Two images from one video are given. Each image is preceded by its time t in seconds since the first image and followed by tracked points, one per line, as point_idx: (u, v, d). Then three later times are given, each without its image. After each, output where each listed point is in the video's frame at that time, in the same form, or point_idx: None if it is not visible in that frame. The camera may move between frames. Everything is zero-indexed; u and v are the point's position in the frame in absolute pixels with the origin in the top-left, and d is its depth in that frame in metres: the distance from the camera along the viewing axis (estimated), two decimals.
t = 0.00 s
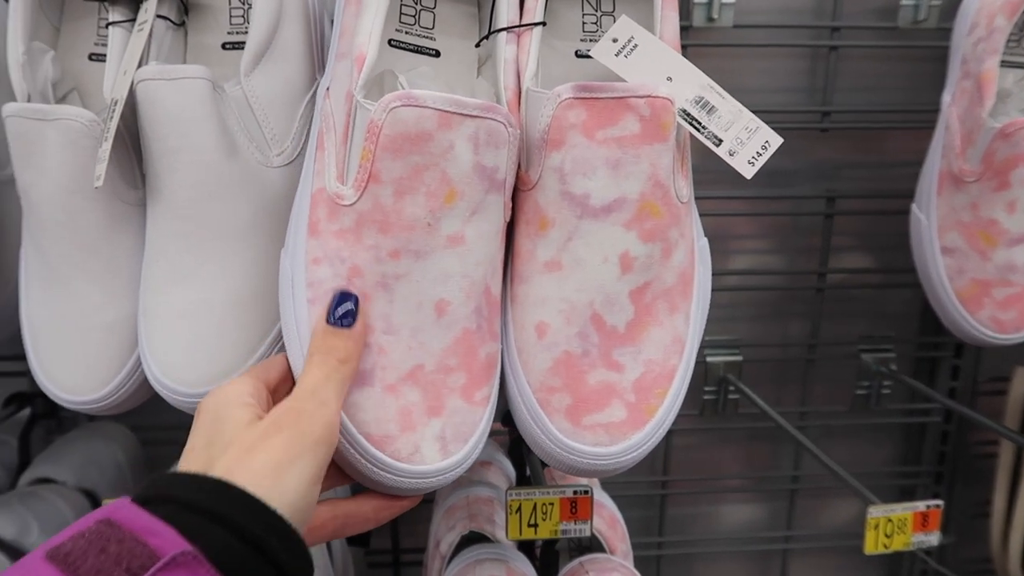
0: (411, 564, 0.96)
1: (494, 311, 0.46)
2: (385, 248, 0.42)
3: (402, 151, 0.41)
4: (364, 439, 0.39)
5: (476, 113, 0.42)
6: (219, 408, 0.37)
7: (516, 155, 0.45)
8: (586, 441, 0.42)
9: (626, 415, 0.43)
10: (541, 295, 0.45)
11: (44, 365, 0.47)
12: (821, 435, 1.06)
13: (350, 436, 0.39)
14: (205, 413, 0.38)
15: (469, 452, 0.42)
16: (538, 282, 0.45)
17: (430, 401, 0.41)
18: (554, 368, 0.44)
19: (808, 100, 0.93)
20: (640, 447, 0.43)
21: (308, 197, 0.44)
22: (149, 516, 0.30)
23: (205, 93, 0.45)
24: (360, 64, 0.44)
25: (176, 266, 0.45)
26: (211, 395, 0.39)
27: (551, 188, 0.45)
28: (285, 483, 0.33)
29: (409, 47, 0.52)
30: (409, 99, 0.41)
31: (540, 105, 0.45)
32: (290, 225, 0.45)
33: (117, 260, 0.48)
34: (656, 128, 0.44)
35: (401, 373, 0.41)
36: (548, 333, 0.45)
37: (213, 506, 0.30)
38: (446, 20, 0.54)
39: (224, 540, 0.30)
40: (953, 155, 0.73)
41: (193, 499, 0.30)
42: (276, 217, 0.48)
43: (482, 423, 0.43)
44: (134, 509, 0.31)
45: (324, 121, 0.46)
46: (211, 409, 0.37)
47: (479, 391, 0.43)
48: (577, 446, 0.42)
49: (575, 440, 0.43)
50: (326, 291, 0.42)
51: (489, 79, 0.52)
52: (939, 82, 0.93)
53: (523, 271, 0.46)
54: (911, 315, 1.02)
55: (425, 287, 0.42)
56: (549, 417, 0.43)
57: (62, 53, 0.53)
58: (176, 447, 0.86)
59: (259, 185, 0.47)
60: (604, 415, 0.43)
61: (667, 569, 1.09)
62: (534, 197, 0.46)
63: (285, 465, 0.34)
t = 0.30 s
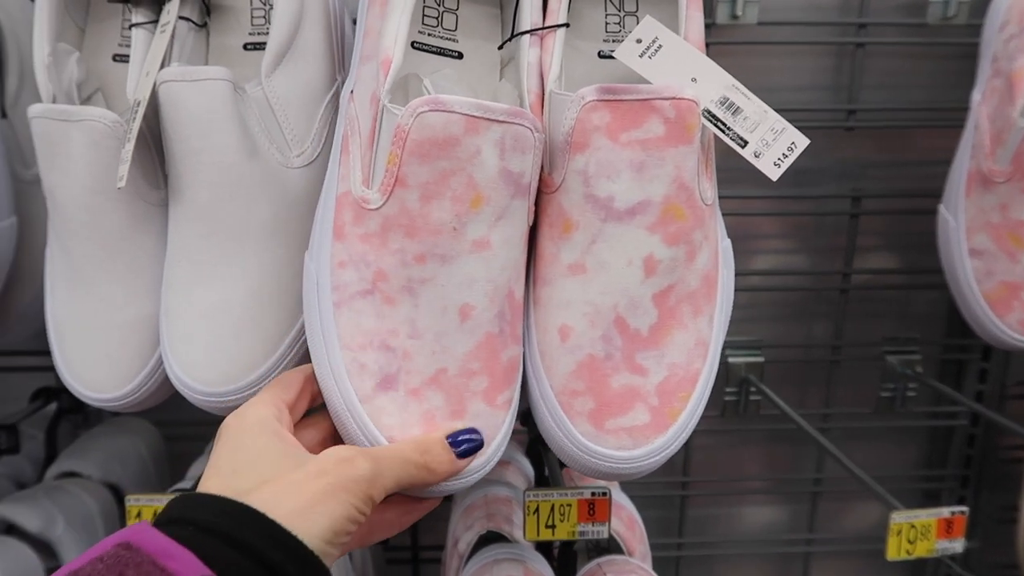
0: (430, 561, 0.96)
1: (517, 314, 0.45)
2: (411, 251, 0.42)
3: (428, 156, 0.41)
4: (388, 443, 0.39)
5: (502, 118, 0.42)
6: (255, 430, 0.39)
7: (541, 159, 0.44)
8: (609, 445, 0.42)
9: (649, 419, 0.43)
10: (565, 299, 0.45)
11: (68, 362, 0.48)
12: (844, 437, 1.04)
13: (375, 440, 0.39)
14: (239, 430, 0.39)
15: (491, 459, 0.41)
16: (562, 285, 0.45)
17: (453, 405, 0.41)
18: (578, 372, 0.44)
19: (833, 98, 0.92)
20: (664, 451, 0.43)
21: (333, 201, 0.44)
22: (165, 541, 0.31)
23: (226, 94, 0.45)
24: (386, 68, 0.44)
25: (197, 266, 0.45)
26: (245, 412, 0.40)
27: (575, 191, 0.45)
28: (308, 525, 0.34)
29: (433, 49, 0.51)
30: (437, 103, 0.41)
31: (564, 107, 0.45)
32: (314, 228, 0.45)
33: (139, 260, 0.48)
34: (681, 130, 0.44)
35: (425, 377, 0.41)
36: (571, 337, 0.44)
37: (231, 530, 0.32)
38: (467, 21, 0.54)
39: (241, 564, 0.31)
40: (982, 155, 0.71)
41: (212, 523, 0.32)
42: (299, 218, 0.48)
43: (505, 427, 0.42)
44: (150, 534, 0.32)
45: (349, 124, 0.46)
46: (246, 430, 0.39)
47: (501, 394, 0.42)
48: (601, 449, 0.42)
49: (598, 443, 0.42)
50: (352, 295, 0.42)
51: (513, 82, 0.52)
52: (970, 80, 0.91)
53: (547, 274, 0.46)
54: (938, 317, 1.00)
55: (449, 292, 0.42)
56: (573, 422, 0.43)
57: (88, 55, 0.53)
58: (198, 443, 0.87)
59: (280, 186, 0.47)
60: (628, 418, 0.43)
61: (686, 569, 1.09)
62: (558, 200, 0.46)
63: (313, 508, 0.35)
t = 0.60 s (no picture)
0: (433, 558, 0.97)
1: (507, 309, 0.45)
2: (398, 243, 0.42)
3: (417, 146, 0.41)
4: (371, 434, 0.39)
5: (492, 109, 0.42)
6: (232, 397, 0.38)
7: (532, 151, 0.45)
8: (597, 441, 0.42)
9: (638, 416, 0.42)
10: (556, 294, 0.45)
11: (70, 356, 0.48)
12: (850, 438, 1.04)
13: (359, 431, 0.39)
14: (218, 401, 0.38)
15: (478, 451, 0.42)
16: (553, 281, 0.45)
17: (439, 398, 0.41)
18: (568, 368, 0.44)
19: (839, 96, 0.91)
20: (652, 449, 0.42)
21: (323, 192, 0.44)
22: (182, 492, 0.31)
23: (225, 90, 0.45)
24: (376, 59, 0.44)
25: (194, 261, 0.46)
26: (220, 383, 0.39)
27: (566, 186, 0.45)
28: (300, 456, 0.34)
29: (428, 43, 0.52)
30: (425, 93, 0.41)
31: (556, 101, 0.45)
32: (304, 221, 0.45)
33: (139, 256, 0.49)
34: (674, 125, 0.44)
35: (412, 370, 0.41)
36: (560, 332, 0.44)
37: (241, 481, 0.32)
38: (465, 17, 0.54)
39: (255, 517, 0.31)
40: (989, 153, 0.70)
41: (225, 476, 0.32)
42: (296, 213, 0.48)
43: (492, 421, 0.43)
44: (168, 485, 0.31)
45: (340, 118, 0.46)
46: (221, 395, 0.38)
47: (489, 388, 0.43)
48: (587, 445, 0.42)
49: (586, 440, 0.42)
50: (339, 287, 0.42)
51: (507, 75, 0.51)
52: (978, 78, 0.90)
53: (538, 269, 0.46)
54: (945, 317, 0.99)
55: (438, 284, 0.42)
56: (561, 417, 0.43)
57: (91, 52, 0.54)
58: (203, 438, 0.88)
59: (278, 181, 0.47)
60: (616, 415, 0.42)
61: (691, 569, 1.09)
62: (550, 195, 0.46)
63: (300, 440, 0.34)
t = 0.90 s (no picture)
0: (435, 553, 0.97)
1: (517, 308, 0.45)
2: (409, 244, 0.42)
3: (425, 148, 0.41)
4: (385, 433, 0.39)
5: (499, 109, 0.42)
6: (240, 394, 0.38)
7: (540, 151, 0.44)
8: (608, 438, 0.42)
9: (649, 412, 0.43)
10: (566, 291, 0.45)
11: (74, 350, 0.49)
12: (852, 436, 1.04)
13: (373, 431, 0.39)
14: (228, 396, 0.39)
15: (490, 448, 0.42)
16: (562, 279, 0.45)
17: (452, 397, 0.41)
18: (577, 365, 0.44)
19: (845, 93, 0.91)
20: (664, 444, 0.43)
21: (333, 194, 0.45)
22: (170, 502, 0.31)
23: (228, 87, 0.45)
24: (383, 61, 0.44)
25: (199, 256, 0.46)
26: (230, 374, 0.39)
27: (575, 184, 0.45)
28: (299, 472, 0.34)
29: (435, 42, 0.52)
30: (433, 95, 0.41)
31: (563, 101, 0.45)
32: (316, 222, 0.45)
33: (143, 251, 0.49)
34: (682, 122, 0.44)
35: (424, 369, 0.41)
36: (570, 330, 0.44)
37: (231, 491, 0.32)
38: (470, 14, 0.54)
39: (244, 526, 0.32)
40: (993, 152, 0.70)
41: (213, 484, 0.32)
42: (302, 210, 0.48)
43: (504, 419, 0.43)
44: (157, 495, 0.32)
45: (349, 117, 0.46)
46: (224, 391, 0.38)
47: (500, 387, 0.43)
48: (599, 442, 0.42)
49: (597, 437, 0.42)
50: (350, 287, 0.42)
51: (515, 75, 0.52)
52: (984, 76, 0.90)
53: (547, 267, 0.46)
54: (950, 316, 0.99)
55: (448, 284, 0.42)
56: (572, 415, 0.43)
57: (96, 48, 0.54)
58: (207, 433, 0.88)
59: (281, 177, 0.48)
60: (627, 412, 0.43)
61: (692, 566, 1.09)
62: (559, 193, 0.46)
63: (301, 456, 0.35)
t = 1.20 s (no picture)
0: (438, 549, 0.98)
1: (516, 305, 0.46)
2: (411, 240, 0.43)
3: (428, 145, 0.42)
4: (384, 427, 0.40)
5: (501, 108, 0.42)
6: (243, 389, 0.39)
7: (541, 150, 0.45)
8: (605, 434, 0.43)
9: (646, 409, 0.43)
10: (565, 289, 0.45)
11: (81, 344, 0.49)
12: (853, 435, 1.04)
13: (374, 425, 0.40)
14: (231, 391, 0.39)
15: (488, 443, 0.42)
16: (561, 277, 0.46)
17: (452, 392, 0.42)
18: (576, 362, 0.44)
19: (848, 93, 0.91)
20: (659, 441, 0.43)
21: (335, 191, 0.45)
22: (167, 494, 0.32)
23: (236, 85, 0.46)
24: (388, 59, 0.45)
25: (206, 254, 0.46)
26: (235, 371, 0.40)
27: (575, 183, 0.45)
28: (299, 468, 0.35)
29: (438, 41, 0.52)
30: (435, 94, 0.41)
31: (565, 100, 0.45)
32: (319, 218, 0.46)
33: (150, 248, 0.49)
34: (682, 123, 0.44)
35: (425, 363, 0.42)
36: (569, 327, 0.45)
37: (229, 484, 0.33)
38: (473, 16, 0.54)
39: (240, 519, 0.32)
40: (994, 153, 0.70)
41: (211, 477, 0.33)
42: (307, 208, 0.49)
43: (502, 415, 0.43)
44: (154, 487, 0.32)
45: (353, 116, 0.46)
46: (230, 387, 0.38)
47: (499, 382, 0.44)
48: (596, 438, 0.43)
49: (594, 433, 0.43)
50: (352, 283, 0.42)
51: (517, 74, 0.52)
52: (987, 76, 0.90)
53: (547, 265, 0.47)
54: (952, 316, 1.00)
55: (449, 280, 0.43)
56: (570, 411, 0.43)
57: (104, 47, 0.55)
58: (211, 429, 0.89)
59: (288, 176, 0.48)
60: (624, 408, 0.43)
61: (694, 564, 1.09)
62: (559, 191, 0.46)
63: (302, 452, 0.35)
